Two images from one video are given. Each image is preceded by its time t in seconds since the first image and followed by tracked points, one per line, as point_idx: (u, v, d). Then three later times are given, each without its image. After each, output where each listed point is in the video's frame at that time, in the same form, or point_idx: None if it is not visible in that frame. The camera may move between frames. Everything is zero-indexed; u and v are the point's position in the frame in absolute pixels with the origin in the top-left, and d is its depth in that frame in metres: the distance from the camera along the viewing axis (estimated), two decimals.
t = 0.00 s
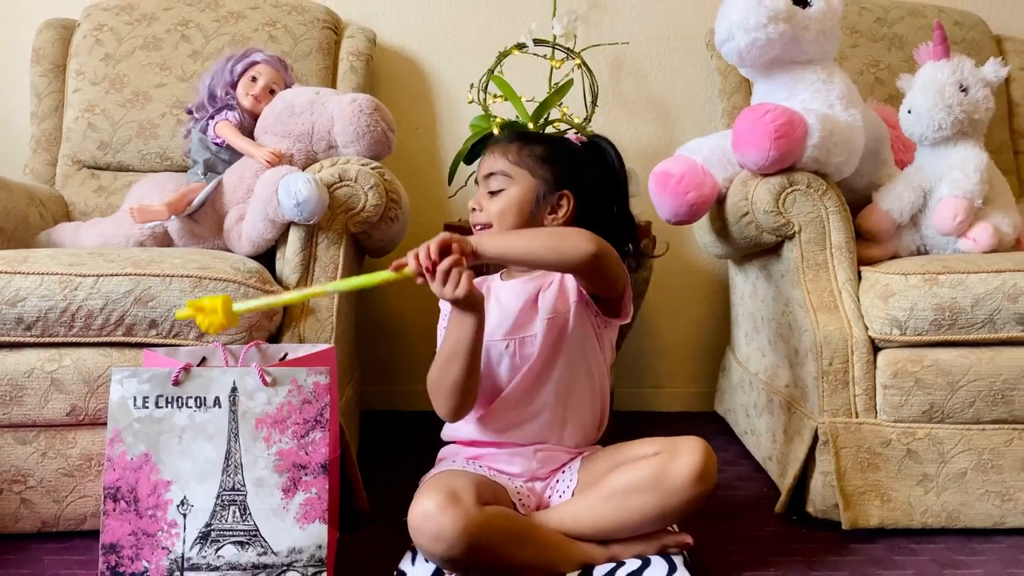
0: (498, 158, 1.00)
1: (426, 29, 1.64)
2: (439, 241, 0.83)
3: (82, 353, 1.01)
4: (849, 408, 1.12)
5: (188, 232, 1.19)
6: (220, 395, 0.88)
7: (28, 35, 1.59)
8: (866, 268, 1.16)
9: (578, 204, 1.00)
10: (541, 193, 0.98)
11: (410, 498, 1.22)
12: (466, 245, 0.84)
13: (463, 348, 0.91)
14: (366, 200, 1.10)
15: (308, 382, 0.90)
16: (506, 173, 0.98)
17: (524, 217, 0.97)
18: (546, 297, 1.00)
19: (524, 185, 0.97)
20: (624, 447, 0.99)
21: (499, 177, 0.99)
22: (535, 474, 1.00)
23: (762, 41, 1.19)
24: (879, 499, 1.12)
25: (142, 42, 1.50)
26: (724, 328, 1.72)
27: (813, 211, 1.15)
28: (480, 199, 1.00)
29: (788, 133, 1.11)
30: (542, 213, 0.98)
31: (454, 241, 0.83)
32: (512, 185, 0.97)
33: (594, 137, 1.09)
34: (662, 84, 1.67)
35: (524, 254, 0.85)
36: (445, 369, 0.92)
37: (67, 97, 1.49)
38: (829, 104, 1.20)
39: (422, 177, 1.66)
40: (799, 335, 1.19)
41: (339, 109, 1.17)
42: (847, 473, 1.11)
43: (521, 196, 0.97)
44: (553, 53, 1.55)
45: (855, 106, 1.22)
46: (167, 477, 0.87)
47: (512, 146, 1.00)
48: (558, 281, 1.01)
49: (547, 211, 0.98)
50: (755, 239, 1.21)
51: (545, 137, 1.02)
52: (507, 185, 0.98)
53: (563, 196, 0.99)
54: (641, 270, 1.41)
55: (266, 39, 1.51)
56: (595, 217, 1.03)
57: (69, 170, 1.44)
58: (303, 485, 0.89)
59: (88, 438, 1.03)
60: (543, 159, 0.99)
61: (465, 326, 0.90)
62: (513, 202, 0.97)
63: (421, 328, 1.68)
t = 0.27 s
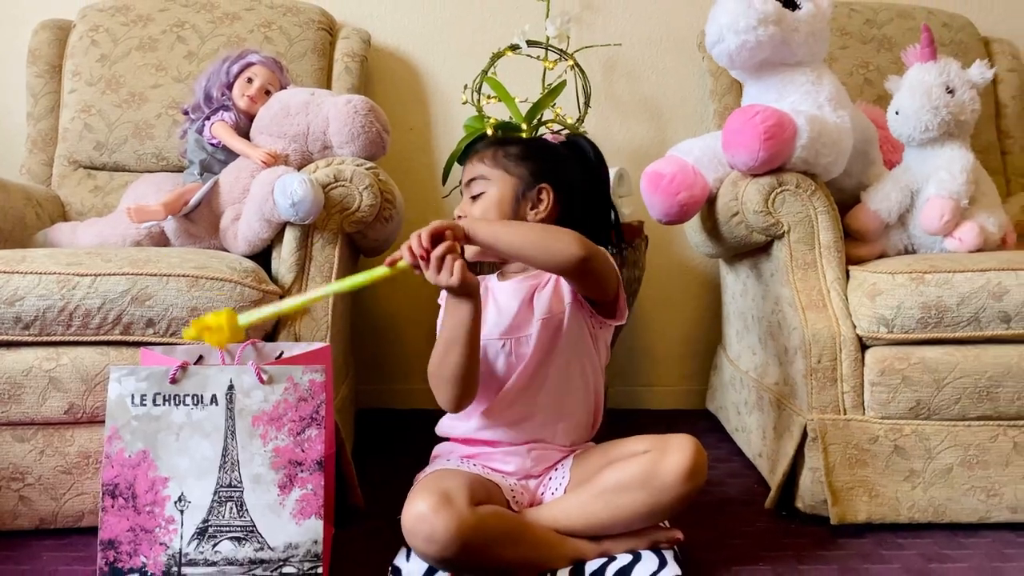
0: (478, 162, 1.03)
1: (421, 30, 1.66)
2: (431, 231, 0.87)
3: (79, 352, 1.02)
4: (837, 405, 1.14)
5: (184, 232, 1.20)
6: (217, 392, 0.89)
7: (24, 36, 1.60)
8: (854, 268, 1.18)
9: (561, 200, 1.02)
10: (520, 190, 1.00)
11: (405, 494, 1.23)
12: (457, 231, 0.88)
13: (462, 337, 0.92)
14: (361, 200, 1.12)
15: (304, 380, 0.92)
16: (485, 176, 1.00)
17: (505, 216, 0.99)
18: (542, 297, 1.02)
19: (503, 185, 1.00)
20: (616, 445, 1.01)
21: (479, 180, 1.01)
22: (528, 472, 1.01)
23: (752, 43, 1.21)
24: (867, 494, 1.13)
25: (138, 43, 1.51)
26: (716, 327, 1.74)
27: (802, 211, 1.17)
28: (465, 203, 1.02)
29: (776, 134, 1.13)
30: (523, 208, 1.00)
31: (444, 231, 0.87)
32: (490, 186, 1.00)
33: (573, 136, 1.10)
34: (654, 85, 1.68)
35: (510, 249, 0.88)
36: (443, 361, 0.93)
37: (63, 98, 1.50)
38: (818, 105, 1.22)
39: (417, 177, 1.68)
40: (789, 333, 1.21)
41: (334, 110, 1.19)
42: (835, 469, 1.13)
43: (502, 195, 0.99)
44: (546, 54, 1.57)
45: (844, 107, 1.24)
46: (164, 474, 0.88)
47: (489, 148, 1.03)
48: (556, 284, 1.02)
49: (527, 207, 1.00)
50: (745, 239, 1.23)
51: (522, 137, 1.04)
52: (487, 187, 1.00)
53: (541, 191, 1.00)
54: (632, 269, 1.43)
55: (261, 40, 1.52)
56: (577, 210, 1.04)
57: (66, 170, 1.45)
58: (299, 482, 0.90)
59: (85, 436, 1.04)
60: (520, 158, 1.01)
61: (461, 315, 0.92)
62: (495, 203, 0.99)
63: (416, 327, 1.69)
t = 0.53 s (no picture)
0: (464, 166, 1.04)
1: (414, 29, 1.67)
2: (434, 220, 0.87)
3: (74, 348, 1.03)
4: (825, 400, 1.15)
5: (179, 229, 1.21)
6: (213, 387, 0.90)
7: (18, 35, 1.60)
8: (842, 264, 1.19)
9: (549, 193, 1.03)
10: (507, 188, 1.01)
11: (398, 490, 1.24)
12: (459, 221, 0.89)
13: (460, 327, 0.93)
14: (355, 198, 1.13)
15: (299, 375, 0.92)
16: (473, 180, 1.02)
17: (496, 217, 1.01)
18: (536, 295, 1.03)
19: (492, 186, 1.01)
20: (607, 440, 1.02)
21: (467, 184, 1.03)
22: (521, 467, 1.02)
23: (741, 43, 1.22)
24: (855, 488, 1.15)
25: (132, 42, 1.52)
26: (707, 324, 1.75)
27: (791, 208, 1.18)
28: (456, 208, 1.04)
29: (765, 133, 1.14)
30: (514, 208, 1.01)
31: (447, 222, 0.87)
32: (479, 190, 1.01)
33: (556, 130, 1.10)
34: (646, 84, 1.70)
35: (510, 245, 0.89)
36: (440, 351, 0.94)
37: (58, 96, 1.50)
38: (806, 104, 1.23)
39: (410, 175, 1.69)
40: (778, 329, 1.22)
41: (328, 108, 1.19)
42: (823, 463, 1.14)
43: (491, 196, 1.01)
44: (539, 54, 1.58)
45: (832, 106, 1.26)
46: (160, 468, 0.89)
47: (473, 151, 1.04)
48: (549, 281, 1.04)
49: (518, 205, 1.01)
50: (735, 237, 1.24)
51: (505, 137, 1.05)
52: (476, 190, 1.02)
53: (531, 188, 1.02)
54: (624, 266, 1.44)
55: (254, 39, 1.53)
56: (567, 205, 1.05)
57: (60, 169, 1.46)
58: (293, 476, 0.91)
59: (81, 431, 1.05)
60: (504, 158, 1.03)
61: (460, 303, 0.92)
62: (485, 206, 1.01)
63: (409, 324, 1.70)
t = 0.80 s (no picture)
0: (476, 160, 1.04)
1: (408, 29, 1.67)
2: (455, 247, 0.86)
3: (70, 346, 1.03)
4: (815, 397, 1.17)
5: (174, 228, 1.22)
6: (206, 385, 0.91)
7: (13, 34, 1.61)
8: (832, 263, 1.21)
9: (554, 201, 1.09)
10: (523, 190, 1.04)
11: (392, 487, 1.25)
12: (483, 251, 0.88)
13: (464, 354, 0.93)
14: (349, 197, 1.14)
15: (292, 373, 0.93)
16: (490, 175, 1.03)
17: (512, 215, 1.03)
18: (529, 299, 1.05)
19: (510, 184, 1.03)
20: (600, 437, 1.03)
21: (482, 178, 1.03)
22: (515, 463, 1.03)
23: (732, 43, 1.23)
24: (844, 484, 1.16)
25: (126, 41, 1.52)
26: (699, 322, 1.76)
27: (781, 207, 1.19)
28: (467, 199, 1.03)
29: (755, 133, 1.16)
30: (530, 211, 1.05)
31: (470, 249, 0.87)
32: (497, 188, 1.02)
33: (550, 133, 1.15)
34: (639, 84, 1.71)
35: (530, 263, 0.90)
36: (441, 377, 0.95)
37: (52, 95, 1.51)
38: (797, 104, 1.24)
39: (404, 174, 1.69)
40: (768, 327, 1.23)
41: (322, 108, 1.20)
42: (813, 459, 1.16)
43: (508, 195, 1.03)
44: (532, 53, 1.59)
45: (822, 105, 1.27)
46: (155, 465, 0.90)
47: (488, 146, 1.05)
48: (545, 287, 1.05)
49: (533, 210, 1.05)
50: (726, 236, 1.26)
51: (513, 140, 1.08)
52: (493, 186, 1.03)
53: (545, 196, 1.07)
54: (617, 265, 1.44)
55: (249, 39, 1.54)
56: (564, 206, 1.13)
57: (54, 168, 1.46)
58: (288, 473, 0.92)
59: (76, 429, 1.05)
60: (520, 159, 1.05)
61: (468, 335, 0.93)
62: (502, 203, 1.02)
63: (403, 323, 1.71)
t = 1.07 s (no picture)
0: (489, 153, 1.05)
1: (399, 28, 1.68)
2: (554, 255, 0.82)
3: (60, 343, 1.04)
4: (802, 393, 1.18)
5: (165, 225, 1.22)
6: (197, 380, 0.92)
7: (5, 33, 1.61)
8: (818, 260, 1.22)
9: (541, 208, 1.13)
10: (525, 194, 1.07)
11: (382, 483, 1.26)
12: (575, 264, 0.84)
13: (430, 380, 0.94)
14: (339, 194, 1.14)
15: (282, 368, 0.94)
16: (505, 172, 1.05)
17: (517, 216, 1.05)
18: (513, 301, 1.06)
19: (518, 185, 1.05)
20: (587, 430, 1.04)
21: (495, 172, 1.04)
22: (501, 459, 1.05)
23: (720, 42, 1.24)
24: (830, 479, 1.17)
25: (118, 40, 1.53)
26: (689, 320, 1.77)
27: (768, 205, 1.21)
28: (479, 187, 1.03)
29: (743, 131, 1.17)
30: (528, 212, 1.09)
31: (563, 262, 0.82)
32: (509, 186, 1.04)
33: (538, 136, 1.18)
34: (629, 83, 1.72)
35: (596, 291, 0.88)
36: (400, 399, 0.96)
37: (43, 94, 1.51)
38: (784, 102, 1.25)
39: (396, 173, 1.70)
40: (755, 323, 1.25)
41: (313, 106, 1.21)
42: (800, 455, 1.17)
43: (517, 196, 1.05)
44: (523, 52, 1.60)
45: (809, 104, 1.28)
46: (145, 460, 0.91)
47: (499, 143, 1.06)
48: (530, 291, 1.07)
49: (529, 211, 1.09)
50: (714, 234, 1.27)
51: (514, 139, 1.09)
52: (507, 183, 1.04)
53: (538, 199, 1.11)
54: (607, 263, 1.45)
55: (240, 38, 1.54)
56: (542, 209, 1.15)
57: (46, 166, 1.47)
58: (278, 468, 0.92)
59: (66, 426, 1.06)
60: (527, 164, 1.08)
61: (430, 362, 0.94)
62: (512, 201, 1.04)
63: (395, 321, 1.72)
